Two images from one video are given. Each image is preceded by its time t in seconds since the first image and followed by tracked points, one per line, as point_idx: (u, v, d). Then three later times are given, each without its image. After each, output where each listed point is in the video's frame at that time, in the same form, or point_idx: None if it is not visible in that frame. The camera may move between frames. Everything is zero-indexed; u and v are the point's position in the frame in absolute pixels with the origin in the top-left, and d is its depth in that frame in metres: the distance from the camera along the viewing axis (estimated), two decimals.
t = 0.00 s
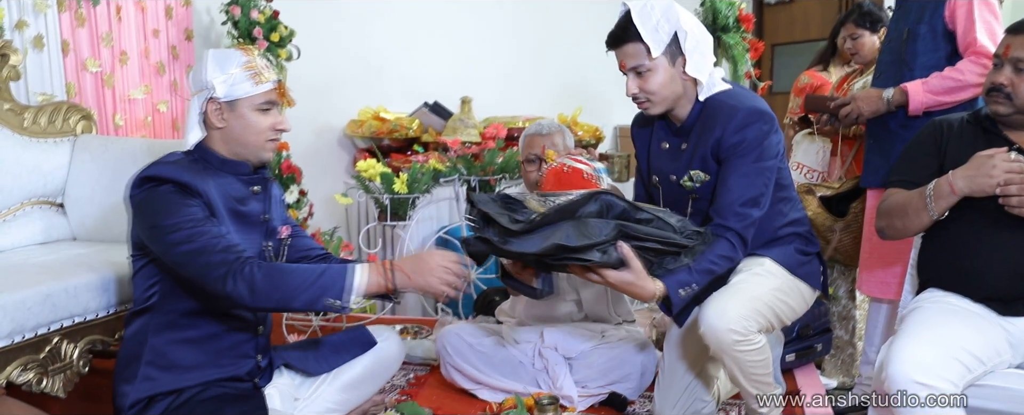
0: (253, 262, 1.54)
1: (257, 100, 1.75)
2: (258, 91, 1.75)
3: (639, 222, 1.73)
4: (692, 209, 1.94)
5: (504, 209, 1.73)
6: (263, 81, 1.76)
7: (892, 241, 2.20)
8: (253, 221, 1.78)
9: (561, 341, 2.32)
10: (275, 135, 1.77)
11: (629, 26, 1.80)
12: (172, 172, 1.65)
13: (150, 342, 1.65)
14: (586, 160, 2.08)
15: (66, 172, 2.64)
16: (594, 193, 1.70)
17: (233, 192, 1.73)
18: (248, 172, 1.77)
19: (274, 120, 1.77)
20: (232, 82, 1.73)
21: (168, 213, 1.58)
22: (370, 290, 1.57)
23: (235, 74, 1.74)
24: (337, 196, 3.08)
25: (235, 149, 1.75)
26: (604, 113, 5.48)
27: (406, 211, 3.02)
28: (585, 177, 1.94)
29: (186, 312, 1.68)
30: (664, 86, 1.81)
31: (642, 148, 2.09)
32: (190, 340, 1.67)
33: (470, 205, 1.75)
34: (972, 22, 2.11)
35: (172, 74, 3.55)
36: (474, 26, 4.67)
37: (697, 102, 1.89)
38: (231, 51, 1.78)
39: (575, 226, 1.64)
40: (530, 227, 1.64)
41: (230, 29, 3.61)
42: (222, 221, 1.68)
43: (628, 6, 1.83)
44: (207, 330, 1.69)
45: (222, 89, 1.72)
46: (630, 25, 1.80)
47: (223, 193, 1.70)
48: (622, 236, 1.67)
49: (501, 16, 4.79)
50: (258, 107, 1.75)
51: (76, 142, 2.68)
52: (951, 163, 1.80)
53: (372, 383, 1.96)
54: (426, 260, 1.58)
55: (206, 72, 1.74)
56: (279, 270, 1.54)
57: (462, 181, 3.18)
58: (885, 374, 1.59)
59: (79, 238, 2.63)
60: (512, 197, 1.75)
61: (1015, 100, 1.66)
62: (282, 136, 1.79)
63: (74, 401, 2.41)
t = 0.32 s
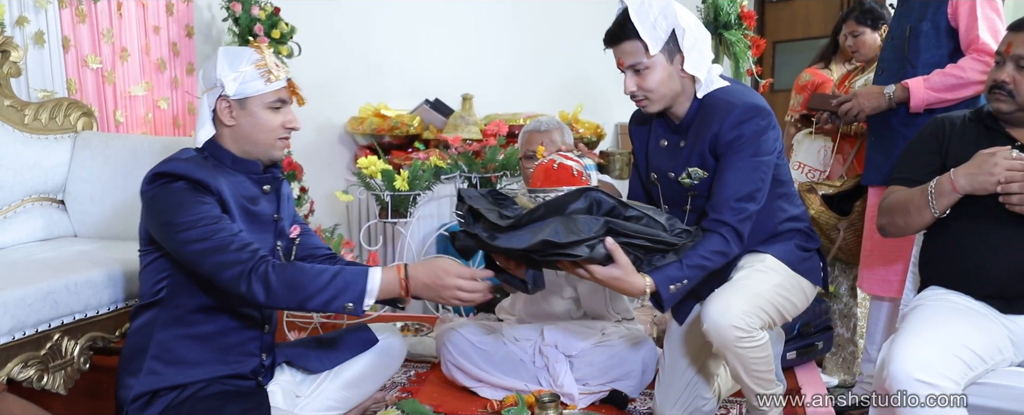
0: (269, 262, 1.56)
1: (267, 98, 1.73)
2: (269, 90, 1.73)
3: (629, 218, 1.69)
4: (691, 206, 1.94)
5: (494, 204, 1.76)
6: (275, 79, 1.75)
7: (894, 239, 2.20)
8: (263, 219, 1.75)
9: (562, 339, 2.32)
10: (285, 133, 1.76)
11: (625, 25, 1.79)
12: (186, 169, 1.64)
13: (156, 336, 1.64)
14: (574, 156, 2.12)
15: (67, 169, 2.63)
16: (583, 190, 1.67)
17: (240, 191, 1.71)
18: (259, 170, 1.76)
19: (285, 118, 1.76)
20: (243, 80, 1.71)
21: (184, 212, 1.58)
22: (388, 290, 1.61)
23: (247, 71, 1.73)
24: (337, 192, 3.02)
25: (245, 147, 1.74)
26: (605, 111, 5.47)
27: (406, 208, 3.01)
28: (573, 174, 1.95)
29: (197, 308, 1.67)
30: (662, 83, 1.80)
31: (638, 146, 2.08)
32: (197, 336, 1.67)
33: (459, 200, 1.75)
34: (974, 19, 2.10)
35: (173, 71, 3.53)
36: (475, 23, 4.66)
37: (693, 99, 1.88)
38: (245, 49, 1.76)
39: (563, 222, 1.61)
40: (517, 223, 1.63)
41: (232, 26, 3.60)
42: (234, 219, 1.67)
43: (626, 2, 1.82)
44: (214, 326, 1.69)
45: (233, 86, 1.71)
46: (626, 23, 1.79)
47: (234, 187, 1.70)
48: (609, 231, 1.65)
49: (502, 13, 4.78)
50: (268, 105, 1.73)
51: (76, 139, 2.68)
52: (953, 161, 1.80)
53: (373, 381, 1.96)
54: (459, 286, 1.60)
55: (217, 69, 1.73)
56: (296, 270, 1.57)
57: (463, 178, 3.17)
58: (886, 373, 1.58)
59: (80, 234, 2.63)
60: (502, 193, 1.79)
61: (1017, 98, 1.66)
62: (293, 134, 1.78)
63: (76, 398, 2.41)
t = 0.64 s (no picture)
0: (286, 259, 1.57)
1: (280, 97, 1.71)
2: (282, 89, 1.71)
3: (616, 215, 1.74)
4: (689, 204, 1.93)
5: (484, 200, 1.73)
6: (288, 78, 1.72)
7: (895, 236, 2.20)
8: (275, 219, 1.74)
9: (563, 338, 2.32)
10: (298, 132, 1.73)
11: (624, 23, 1.79)
12: (203, 165, 1.62)
13: (166, 331, 1.64)
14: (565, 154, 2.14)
15: (68, 166, 2.63)
16: (572, 187, 1.70)
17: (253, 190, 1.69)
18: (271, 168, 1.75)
19: (298, 117, 1.73)
20: (257, 78, 1.69)
21: (197, 208, 1.57)
22: (401, 291, 1.60)
23: (261, 70, 1.70)
24: (339, 191, 3.02)
25: (259, 146, 1.71)
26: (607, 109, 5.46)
27: (408, 206, 3.01)
28: (563, 171, 2.32)
29: (210, 304, 1.67)
30: (662, 82, 1.80)
31: (637, 144, 2.07)
32: (207, 331, 1.66)
33: (449, 197, 1.74)
34: (977, 18, 2.10)
35: (174, 68, 3.52)
36: (477, 21, 4.66)
37: (692, 97, 1.87)
38: (258, 47, 1.74)
39: (552, 220, 1.62)
40: (505, 219, 1.63)
41: (233, 24, 3.60)
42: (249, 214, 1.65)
43: None
44: (223, 322, 1.68)
45: (248, 85, 1.68)
46: (626, 21, 1.79)
47: (248, 183, 1.68)
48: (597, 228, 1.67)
49: (504, 11, 4.77)
50: (281, 104, 1.71)
51: (78, 136, 2.68)
52: (953, 159, 1.79)
53: (376, 380, 1.96)
54: (474, 294, 1.61)
55: (231, 67, 1.70)
56: (312, 268, 1.57)
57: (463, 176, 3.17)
58: (887, 372, 1.58)
59: (82, 232, 2.64)
60: (492, 189, 1.74)
61: (1019, 96, 1.65)
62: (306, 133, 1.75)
63: (78, 395, 2.42)
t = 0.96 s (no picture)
0: (300, 255, 1.58)
1: (294, 95, 1.70)
2: (296, 88, 1.70)
3: (605, 211, 1.73)
4: (688, 200, 1.93)
5: (474, 196, 1.76)
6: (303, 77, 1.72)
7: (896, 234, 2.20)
8: (287, 218, 1.73)
9: (563, 336, 2.32)
10: (311, 131, 1.73)
11: (624, 20, 1.78)
12: (217, 161, 1.61)
13: (173, 324, 1.63)
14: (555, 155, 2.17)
15: (69, 162, 2.63)
16: (560, 183, 1.71)
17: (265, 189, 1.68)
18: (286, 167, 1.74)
19: (311, 116, 1.73)
20: (270, 77, 1.68)
21: (210, 204, 1.56)
22: (416, 290, 1.61)
23: (275, 68, 1.69)
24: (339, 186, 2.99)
25: (271, 144, 1.70)
26: (607, 106, 5.45)
27: (408, 203, 3.01)
28: (552, 167, 2.32)
29: (223, 301, 1.67)
30: (661, 79, 1.79)
31: (637, 141, 2.06)
32: (216, 327, 1.65)
33: (439, 193, 1.76)
34: (980, 16, 2.09)
35: (174, 64, 3.51)
36: (478, 18, 4.66)
37: (692, 94, 1.87)
38: (273, 45, 1.72)
39: (539, 215, 1.63)
40: (493, 216, 1.64)
41: (234, 20, 3.60)
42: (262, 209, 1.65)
43: None
44: (228, 317, 1.67)
45: (260, 83, 1.67)
46: (625, 17, 1.78)
47: (259, 181, 1.67)
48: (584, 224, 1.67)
49: (505, 8, 4.77)
50: (295, 102, 1.70)
51: (79, 132, 2.68)
52: (955, 158, 1.79)
53: (377, 378, 1.96)
54: (490, 293, 1.65)
55: (244, 65, 1.68)
56: (326, 265, 1.57)
57: (464, 174, 3.16)
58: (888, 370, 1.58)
59: (82, 228, 2.64)
60: (482, 185, 1.79)
61: (1021, 95, 1.65)
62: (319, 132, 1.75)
63: (79, 391, 2.42)
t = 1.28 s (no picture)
0: (311, 252, 1.58)
1: (305, 95, 1.70)
2: (308, 88, 1.70)
3: (599, 208, 1.71)
4: (688, 196, 1.92)
5: (469, 193, 1.76)
6: (314, 77, 1.71)
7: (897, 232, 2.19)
8: (298, 217, 1.73)
9: (566, 334, 2.32)
10: (322, 131, 1.73)
11: (626, 15, 1.77)
12: (228, 158, 1.61)
13: (178, 320, 1.63)
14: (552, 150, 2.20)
15: (69, 158, 2.63)
16: (554, 180, 1.69)
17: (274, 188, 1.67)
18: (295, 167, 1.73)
19: (322, 116, 1.73)
20: (282, 76, 1.67)
21: (221, 200, 1.56)
22: (427, 287, 1.61)
23: (286, 67, 1.68)
24: (340, 183, 3.00)
25: (282, 143, 1.70)
26: (608, 104, 5.44)
27: (410, 199, 3.05)
28: (543, 164, 2.36)
29: (230, 298, 1.67)
30: (664, 74, 1.79)
31: (637, 138, 2.06)
32: (221, 324, 1.65)
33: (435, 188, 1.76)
34: (984, 15, 2.09)
35: (175, 61, 3.51)
36: (479, 16, 4.65)
37: (692, 89, 1.87)
38: (284, 44, 1.72)
39: (532, 211, 1.62)
40: (486, 212, 1.64)
41: (236, 17, 3.59)
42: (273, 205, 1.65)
43: None
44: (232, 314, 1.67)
45: (272, 82, 1.67)
46: (628, 12, 1.77)
47: (270, 179, 1.67)
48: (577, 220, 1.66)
49: (506, 5, 4.76)
50: (306, 102, 1.70)
51: (80, 128, 2.68)
52: (956, 157, 1.79)
53: (378, 376, 1.95)
54: (502, 288, 1.64)
55: (256, 64, 1.68)
56: (338, 261, 1.57)
57: (466, 170, 3.14)
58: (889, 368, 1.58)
59: (83, 224, 2.64)
60: (478, 181, 1.80)
61: (1023, 94, 1.64)
62: (329, 132, 1.74)
63: (80, 387, 2.41)
